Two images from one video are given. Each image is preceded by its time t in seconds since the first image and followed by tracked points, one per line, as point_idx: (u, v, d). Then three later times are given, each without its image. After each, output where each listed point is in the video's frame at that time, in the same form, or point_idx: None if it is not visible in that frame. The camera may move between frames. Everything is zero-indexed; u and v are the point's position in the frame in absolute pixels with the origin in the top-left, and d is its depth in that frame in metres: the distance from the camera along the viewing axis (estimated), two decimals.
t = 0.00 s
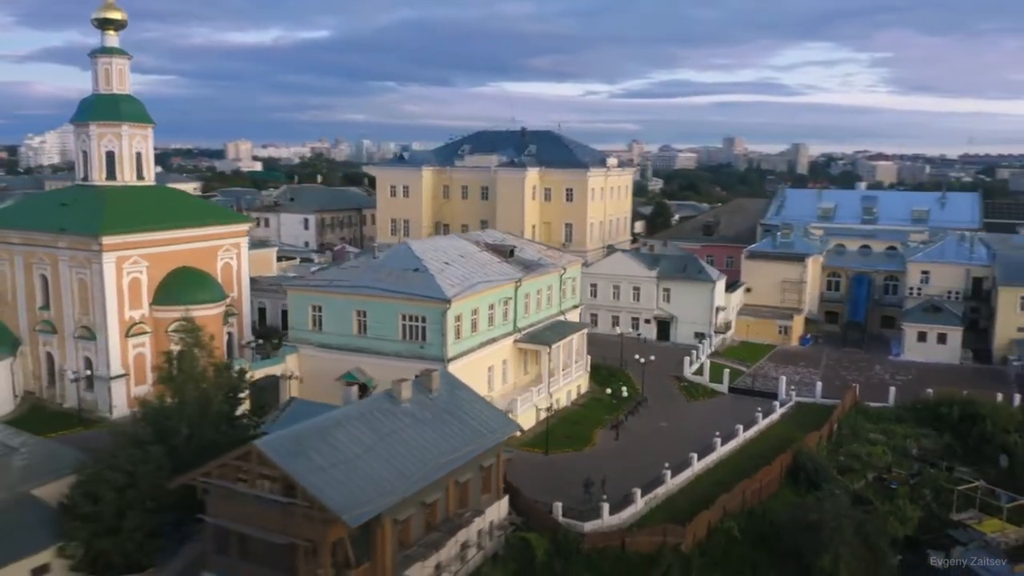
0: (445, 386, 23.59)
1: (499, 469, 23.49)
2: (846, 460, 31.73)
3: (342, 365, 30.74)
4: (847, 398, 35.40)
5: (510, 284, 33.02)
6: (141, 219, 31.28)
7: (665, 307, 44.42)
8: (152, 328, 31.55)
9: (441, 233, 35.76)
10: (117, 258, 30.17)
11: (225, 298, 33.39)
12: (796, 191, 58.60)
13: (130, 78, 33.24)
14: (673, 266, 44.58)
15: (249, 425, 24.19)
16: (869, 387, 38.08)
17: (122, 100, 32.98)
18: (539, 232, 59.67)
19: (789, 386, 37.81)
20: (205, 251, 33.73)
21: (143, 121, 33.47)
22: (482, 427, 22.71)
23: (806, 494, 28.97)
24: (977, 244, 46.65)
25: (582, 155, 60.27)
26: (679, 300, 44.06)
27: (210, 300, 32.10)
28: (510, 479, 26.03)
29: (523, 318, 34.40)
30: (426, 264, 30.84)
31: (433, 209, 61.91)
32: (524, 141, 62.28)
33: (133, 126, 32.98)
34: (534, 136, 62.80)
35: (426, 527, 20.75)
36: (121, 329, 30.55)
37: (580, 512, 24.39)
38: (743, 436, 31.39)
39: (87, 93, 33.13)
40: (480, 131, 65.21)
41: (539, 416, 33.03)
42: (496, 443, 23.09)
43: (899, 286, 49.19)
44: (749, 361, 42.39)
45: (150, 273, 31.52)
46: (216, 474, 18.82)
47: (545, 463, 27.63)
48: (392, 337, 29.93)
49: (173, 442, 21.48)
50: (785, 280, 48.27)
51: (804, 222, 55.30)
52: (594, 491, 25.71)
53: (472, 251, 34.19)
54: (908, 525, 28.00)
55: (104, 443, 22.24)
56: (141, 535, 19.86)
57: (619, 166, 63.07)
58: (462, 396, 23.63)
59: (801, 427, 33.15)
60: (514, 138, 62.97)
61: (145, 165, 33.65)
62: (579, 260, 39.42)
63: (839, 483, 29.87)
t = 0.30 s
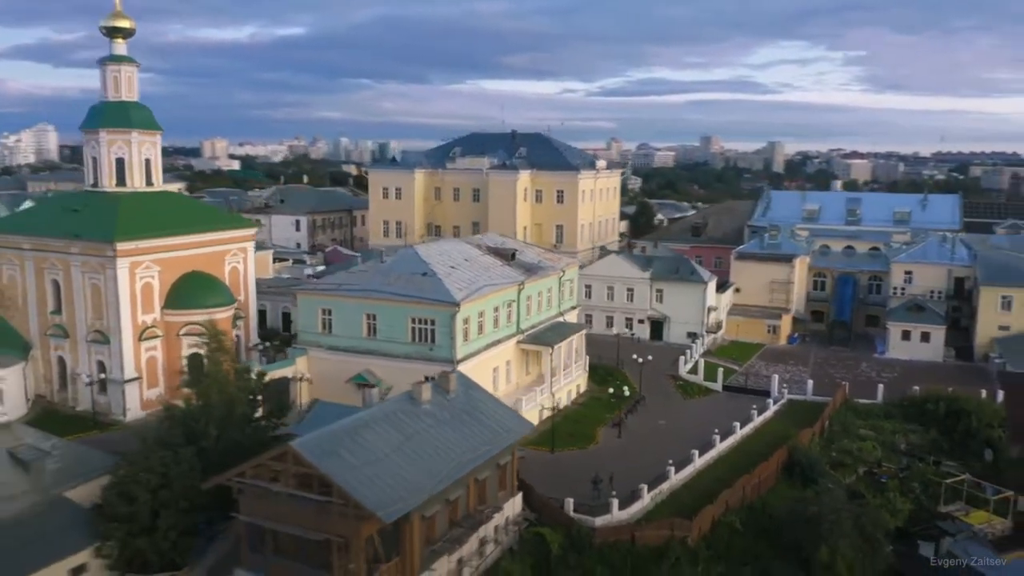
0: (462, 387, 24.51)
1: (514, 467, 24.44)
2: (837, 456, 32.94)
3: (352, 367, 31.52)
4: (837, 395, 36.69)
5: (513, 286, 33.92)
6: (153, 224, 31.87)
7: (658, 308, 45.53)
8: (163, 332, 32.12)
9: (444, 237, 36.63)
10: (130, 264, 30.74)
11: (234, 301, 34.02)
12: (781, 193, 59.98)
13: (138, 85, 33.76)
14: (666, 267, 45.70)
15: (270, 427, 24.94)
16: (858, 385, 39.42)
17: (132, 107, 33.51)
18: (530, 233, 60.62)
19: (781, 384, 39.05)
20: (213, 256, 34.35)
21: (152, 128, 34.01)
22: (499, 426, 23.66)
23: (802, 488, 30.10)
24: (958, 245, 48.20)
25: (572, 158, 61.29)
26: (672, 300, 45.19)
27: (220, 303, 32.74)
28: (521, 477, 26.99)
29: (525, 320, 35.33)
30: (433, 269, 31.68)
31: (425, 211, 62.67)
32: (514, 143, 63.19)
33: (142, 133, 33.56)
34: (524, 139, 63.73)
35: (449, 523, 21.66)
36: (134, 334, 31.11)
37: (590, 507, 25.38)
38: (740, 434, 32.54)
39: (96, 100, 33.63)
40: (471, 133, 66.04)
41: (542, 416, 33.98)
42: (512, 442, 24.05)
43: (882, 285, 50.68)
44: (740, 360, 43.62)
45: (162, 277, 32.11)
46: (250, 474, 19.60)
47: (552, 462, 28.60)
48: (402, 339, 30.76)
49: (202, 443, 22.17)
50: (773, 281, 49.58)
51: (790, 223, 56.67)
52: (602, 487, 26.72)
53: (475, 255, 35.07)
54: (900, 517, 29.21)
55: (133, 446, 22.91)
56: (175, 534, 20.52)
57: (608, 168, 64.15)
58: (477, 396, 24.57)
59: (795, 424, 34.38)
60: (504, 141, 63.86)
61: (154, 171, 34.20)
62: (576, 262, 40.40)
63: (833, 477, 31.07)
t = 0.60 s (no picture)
0: (477, 388, 25.43)
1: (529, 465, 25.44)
2: (830, 451, 34.17)
3: (362, 368, 32.32)
4: (828, 393, 38.01)
5: (516, 289, 34.82)
6: (165, 230, 32.45)
7: (651, 308, 46.62)
8: (174, 336, 32.75)
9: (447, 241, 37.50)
10: (143, 269, 31.31)
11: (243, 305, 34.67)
12: (767, 194, 61.34)
13: (147, 92, 34.28)
14: (659, 268, 46.79)
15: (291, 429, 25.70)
16: (847, 383, 40.72)
17: (140, 114, 34.04)
18: (522, 235, 61.55)
19: (775, 383, 40.28)
20: (222, 260, 34.97)
21: (161, 135, 34.55)
22: (515, 425, 24.60)
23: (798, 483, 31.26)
24: (941, 246, 49.71)
25: (563, 160, 62.28)
26: (665, 301, 46.29)
27: (230, 307, 33.38)
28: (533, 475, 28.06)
29: (527, 321, 36.25)
30: (440, 272, 32.52)
31: (418, 213, 63.43)
32: (506, 146, 64.07)
33: (152, 140, 34.11)
34: (515, 141, 64.63)
35: (471, 519, 22.57)
36: (147, 337, 31.72)
37: (600, 503, 26.39)
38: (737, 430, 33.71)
39: (105, 108, 34.12)
40: (462, 136, 66.83)
41: (545, 414, 34.91)
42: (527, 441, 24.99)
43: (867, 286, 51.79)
44: (732, 359, 44.82)
45: (173, 282, 32.73)
46: (281, 474, 20.38)
47: (560, 459, 29.63)
48: (411, 341, 31.58)
49: (229, 445, 22.91)
50: (762, 281, 50.86)
51: (777, 224, 58.02)
52: (610, 484, 27.77)
53: (478, 258, 35.95)
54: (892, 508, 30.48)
55: (159, 448, 23.62)
56: (209, 533, 21.24)
57: (597, 170, 65.20)
58: (492, 397, 25.49)
59: (788, 421, 35.63)
60: (495, 143, 64.73)
61: (163, 177, 34.75)
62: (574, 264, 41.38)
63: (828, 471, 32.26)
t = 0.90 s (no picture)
0: (491, 389, 26.38)
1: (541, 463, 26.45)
2: (823, 447, 35.45)
3: (371, 370, 33.13)
4: (819, 391, 39.35)
5: (519, 291, 35.77)
6: (176, 235, 33.08)
7: (645, 308, 47.74)
8: (186, 339, 33.37)
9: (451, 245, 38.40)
10: (156, 274, 31.93)
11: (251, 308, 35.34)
12: (753, 196, 62.71)
13: (155, 100, 34.90)
14: (652, 270, 47.91)
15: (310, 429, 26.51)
16: (837, 381, 42.06)
17: (149, 121, 34.63)
18: (514, 236, 62.50)
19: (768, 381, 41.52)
20: (230, 265, 35.62)
21: (170, 141, 35.16)
22: (528, 424, 25.57)
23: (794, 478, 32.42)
24: (924, 246, 51.22)
25: (554, 162, 63.27)
26: (659, 301, 47.42)
27: (239, 311, 34.05)
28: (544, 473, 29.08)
29: (529, 322, 37.18)
30: (447, 276, 33.42)
31: (410, 215, 64.20)
32: (497, 148, 64.96)
33: (161, 147, 34.72)
34: (506, 143, 65.55)
35: (490, 515, 23.54)
36: (160, 341, 32.33)
37: (609, 499, 27.46)
38: (734, 427, 34.93)
39: (114, 115, 34.71)
40: (453, 138, 67.62)
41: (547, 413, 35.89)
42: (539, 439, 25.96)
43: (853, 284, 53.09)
44: (725, 357, 46.05)
45: (184, 286, 33.36)
46: (312, 473, 21.27)
47: (567, 457, 30.67)
48: (419, 344, 32.44)
49: (255, 446, 23.70)
50: (751, 282, 52.16)
51: (763, 225, 59.38)
52: (617, 480, 28.85)
53: (481, 262, 36.88)
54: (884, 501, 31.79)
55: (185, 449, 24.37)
56: (240, 531, 21.95)
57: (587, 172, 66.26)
58: (505, 397, 26.44)
59: (783, 418, 36.90)
60: (486, 146, 65.61)
61: (172, 183, 35.37)
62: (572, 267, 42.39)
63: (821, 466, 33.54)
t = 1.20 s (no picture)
0: (504, 390, 27.36)
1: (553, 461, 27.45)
2: (817, 442, 36.71)
3: (379, 371, 33.93)
4: (811, 389, 40.64)
5: (522, 294, 36.68)
6: (187, 241, 33.68)
7: (640, 309, 48.82)
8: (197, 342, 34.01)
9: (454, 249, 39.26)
10: (169, 279, 32.54)
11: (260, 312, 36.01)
12: (740, 197, 64.00)
13: (164, 107, 35.43)
14: (646, 271, 48.99)
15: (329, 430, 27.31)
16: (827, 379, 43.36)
17: (159, 128, 35.20)
18: (506, 237, 63.39)
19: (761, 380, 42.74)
20: (239, 269, 36.27)
21: (179, 148, 35.73)
22: (541, 424, 26.55)
23: (790, 474, 33.58)
24: (908, 247, 52.66)
25: (545, 164, 64.20)
26: (653, 302, 48.51)
27: (249, 315, 34.72)
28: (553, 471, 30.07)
29: (531, 324, 38.10)
30: (454, 280, 34.29)
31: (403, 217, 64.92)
32: (489, 151, 65.81)
33: (171, 153, 35.29)
34: (498, 146, 66.41)
35: (508, 511, 24.50)
36: (173, 345, 32.95)
37: (617, 495, 28.49)
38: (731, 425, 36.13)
39: (124, 122, 35.25)
40: (445, 141, 68.39)
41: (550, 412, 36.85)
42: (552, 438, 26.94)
43: (838, 284, 54.52)
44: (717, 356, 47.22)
45: (195, 291, 33.99)
46: (339, 473, 22.11)
47: (573, 456, 31.68)
48: (428, 346, 33.27)
49: (279, 447, 24.49)
50: (742, 282, 53.38)
51: (751, 226, 60.66)
52: (623, 477, 29.90)
53: (484, 265, 37.77)
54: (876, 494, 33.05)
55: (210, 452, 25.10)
56: (270, 529, 22.76)
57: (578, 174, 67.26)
58: (517, 398, 27.40)
59: (777, 415, 38.14)
60: (478, 148, 66.44)
61: (181, 189, 35.95)
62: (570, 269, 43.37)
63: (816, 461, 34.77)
